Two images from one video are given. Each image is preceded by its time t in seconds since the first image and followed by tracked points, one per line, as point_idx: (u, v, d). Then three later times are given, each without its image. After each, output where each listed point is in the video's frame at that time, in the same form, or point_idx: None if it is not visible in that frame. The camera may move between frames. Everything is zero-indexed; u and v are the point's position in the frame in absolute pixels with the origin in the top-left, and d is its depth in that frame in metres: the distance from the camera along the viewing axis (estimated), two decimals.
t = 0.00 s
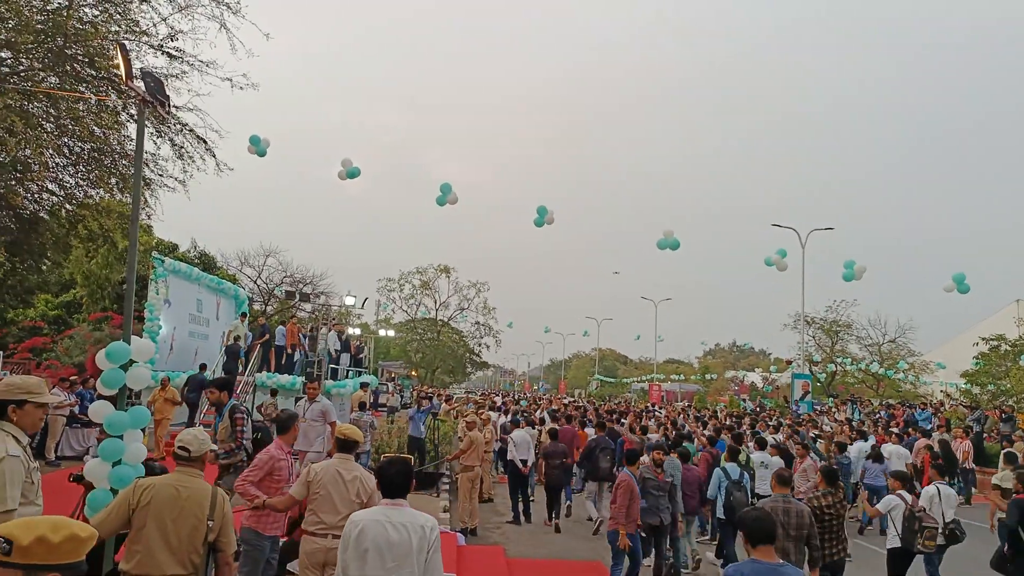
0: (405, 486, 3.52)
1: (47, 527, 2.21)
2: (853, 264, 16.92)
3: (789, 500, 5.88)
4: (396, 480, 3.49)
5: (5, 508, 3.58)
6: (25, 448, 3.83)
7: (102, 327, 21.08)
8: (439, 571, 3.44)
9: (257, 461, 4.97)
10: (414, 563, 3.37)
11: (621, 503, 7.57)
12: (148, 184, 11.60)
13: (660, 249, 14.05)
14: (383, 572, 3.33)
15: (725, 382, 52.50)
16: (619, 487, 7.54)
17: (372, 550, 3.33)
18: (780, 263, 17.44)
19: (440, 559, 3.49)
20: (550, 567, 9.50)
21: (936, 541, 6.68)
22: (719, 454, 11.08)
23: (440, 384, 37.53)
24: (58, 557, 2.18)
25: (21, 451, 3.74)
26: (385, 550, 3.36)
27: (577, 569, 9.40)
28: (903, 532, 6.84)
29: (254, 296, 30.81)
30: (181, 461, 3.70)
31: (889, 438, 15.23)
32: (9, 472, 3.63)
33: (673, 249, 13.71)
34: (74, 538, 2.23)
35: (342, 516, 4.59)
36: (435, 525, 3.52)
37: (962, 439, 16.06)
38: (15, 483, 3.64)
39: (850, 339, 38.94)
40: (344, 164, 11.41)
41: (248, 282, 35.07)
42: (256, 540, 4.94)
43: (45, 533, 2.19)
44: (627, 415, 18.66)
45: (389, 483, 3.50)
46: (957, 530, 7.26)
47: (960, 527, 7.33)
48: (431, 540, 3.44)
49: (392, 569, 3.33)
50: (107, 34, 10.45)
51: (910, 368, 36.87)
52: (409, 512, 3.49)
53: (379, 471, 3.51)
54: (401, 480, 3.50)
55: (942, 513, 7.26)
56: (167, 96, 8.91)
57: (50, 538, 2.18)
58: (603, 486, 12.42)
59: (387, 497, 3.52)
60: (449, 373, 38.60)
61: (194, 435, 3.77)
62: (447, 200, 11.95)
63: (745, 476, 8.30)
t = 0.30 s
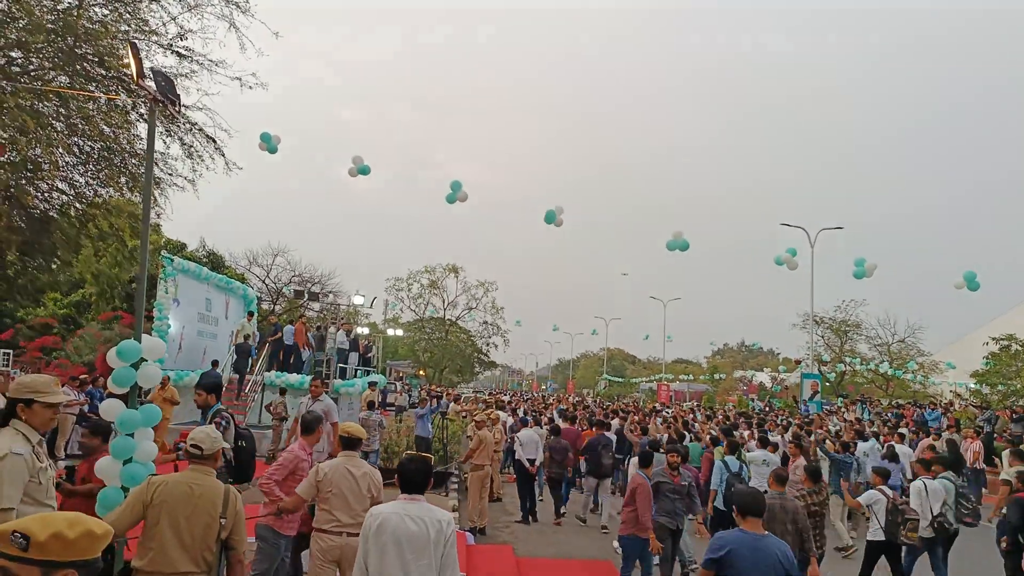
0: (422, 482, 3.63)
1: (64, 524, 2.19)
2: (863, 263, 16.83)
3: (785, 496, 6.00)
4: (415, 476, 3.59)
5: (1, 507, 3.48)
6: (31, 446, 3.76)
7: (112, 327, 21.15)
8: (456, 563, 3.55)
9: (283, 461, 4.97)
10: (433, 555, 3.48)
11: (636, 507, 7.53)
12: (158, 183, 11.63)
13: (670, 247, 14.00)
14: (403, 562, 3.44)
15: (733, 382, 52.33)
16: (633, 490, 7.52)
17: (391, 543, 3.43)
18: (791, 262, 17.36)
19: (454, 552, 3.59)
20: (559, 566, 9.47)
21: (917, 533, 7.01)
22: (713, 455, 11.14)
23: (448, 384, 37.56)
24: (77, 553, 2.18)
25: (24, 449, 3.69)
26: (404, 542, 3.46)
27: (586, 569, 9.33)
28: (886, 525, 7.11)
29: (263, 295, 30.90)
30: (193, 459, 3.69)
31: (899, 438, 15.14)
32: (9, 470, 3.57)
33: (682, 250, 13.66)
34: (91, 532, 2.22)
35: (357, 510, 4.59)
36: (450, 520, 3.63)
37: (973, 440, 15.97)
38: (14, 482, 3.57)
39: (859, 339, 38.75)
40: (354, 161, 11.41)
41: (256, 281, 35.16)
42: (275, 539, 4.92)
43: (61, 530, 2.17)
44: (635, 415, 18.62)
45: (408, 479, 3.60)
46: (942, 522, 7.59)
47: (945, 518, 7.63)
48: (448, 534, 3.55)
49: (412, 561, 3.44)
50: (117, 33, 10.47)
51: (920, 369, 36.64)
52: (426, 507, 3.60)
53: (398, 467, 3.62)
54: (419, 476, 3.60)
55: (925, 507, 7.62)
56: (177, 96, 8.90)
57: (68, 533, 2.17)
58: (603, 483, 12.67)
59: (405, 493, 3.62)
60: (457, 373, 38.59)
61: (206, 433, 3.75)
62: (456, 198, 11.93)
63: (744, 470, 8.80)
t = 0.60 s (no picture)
0: (446, 475, 3.83)
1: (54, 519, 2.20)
2: (869, 261, 16.80)
3: (776, 488, 6.29)
4: (438, 469, 3.79)
5: None
6: (36, 441, 3.79)
7: (117, 325, 21.19)
8: (473, 553, 3.74)
9: (300, 464, 4.99)
10: (451, 545, 3.69)
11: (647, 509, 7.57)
12: (163, 182, 11.66)
13: (675, 244, 13.97)
14: (423, 549, 3.66)
15: (737, 382, 52.24)
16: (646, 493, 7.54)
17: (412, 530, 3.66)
18: (796, 259, 17.32)
19: (473, 543, 3.79)
20: (563, 565, 9.48)
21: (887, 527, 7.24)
22: (707, 455, 11.44)
23: (451, 383, 37.57)
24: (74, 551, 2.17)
25: (27, 444, 3.72)
26: (425, 531, 3.69)
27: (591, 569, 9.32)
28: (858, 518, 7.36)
29: (267, 294, 30.95)
30: (201, 457, 3.70)
31: (904, 438, 15.11)
32: (9, 464, 3.61)
33: (688, 245, 13.63)
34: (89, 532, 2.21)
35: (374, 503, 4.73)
36: (471, 513, 3.82)
37: (978, 440, 15.94)
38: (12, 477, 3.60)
39: (863, 339, 38.69)
40: (359, 158, 11.41)
41: (260, 280, 35.21)
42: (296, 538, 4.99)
43: (55, 528, 2.16)
44: (640, 414, 18.60)
45: (432, 471, 3.81)
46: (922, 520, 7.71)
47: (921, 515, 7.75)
48: (466, 525, 3.75)
49: (430, 549, 3.66)
50: (122, 33, 10.50)
51: (925, 369, 36.54)
52: (448, 499, 3.80)
53: (424, 459, 3.82)
54: (442, 470, 3.80)
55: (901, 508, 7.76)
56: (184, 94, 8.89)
57: (61, 532, 2.16)
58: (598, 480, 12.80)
59: (430, 484, 3.83)
60: (460, 372, 38.61)
61: (213, 431, 3.76)
62: (461, 195, 11.94)
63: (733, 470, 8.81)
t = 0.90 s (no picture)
0: (471, 474, 4.27)
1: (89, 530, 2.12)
2: (884, 260, 16.70)
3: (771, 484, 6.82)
4: (465, 466, 4.23)
5: (5, 489, 3.62)
6: (53, 436, 3.85)
7: (134, 324, 21.36)
8: (496, 545, 4.16)
9: (335, 467, 5.19)
10: (475, 537, 4.11)
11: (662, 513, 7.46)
12: (180, 182, 11.77)
13: (690, 244, 13.92)
14: (449, 542, 4.08)
15: (751, 383, 51.94)
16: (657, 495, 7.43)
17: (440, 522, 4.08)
18: (812, 260, 17.23)
19: (497, 536, 4.20)
20: (577, 566, 9.46)
21: (876, 524, 7.94)
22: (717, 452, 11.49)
23: (464, 383, 37.60)
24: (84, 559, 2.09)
25: (43, 438, 3.80)
26: (451, 523, 4.11)
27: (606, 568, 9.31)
28: (849, 515, 8.06)
29: (282, 294, 31.13)
30: (219, 456, 3.74)
31: (920, 439, 15.02)
32: (21, 457, 3.68)
33: (702, 243, 13.59)
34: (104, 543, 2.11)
35: (408, 496, 5.04)
36: (494, 508, 4.24)
37: (995, 443, 15.82)
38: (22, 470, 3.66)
39: (880, 339, 38.37)
40: (374, 156, 11.46)
41: (275, 280, 35.38)
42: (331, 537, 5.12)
43: (79, 527, 2.10)
44: (653, 415, 18.56)
45: (460, 468, 4.25)
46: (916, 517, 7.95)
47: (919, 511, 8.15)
48: (490, 520, 4.17)
49: (457, 541, 4.08)
50: (140, 35, 10.60)
51: (942, 370, 36.18)
52: (473, 495, 4.23)
53: (451, 459, 4.27)
54: (469, 467, 4.24)
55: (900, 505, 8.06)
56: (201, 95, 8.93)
57: (80, 534, 2.08)
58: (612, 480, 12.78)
59: (457, 480, 4.26)
60: (473, 372, 38.63)
61: (231, 431, 3.80)
62: (476, 194, 11.97)
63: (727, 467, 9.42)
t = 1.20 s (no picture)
0: (495, 472, 4.36)
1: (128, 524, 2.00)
2: (907, 261, 16.50)
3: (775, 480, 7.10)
4: (490, 463, 4.33)
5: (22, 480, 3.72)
6: (74, 430, 3.91)
7: (157, 323, 21.59)
8: (518, 541, 4.22)
9: (379, 463, 5.79)
10: (498, 533, 4.16)
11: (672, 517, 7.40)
12: (203, 182, 11.89)
13: (709, 244, 13.83)
14: (472, 537, 4.13)
15: (771, 383, 51.54)
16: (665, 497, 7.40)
17: (464, 516, 4.15)
18: (834, 260, 17.04)
19: (518, 534, 4.25)
20: (596, 566, 9.44)
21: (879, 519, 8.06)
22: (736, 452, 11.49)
23: (483, 382, 37.63)
24: (108, 552, 1.96)
25: (64, 432, 3.88)
26: (475, 518, 4.16)
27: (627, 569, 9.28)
28: (852, 510, 8.21)
29: (302, 293, 31.35)
30: (239, 453, 3.77)
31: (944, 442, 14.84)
32: (39, 449, 3.78)
33: (722, 245, 13.49)
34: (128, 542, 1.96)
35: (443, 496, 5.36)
36: (517, 506, 4.30)
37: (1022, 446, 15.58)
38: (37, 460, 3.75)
39: (903, 340, 37.86)
40: (394, 158, 11.49)
41: (295, 279, 35.62)
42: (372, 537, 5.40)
43: (105, 521, 1.96)
44: (672, 415, 18.50)
45: (485, 465, 4.35)
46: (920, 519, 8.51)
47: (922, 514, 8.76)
48: (513, 516, 4.23)
49: (480, 536, 4.13)
50: (163, 36, 10.71)
51: (966, 371, 35.67)
52: (498, 492, 4.30)
53: (477, 456, 4.37)
54: (494, 464, 4.34)
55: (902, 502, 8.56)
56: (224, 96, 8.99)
57: (103, 529, 1.95)
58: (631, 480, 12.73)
59: (483, 477, 4.35)
60: (492, 371, 38.65)
61: (250, 427, 3.83)
62: (495, 196, 11.97)
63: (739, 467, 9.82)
